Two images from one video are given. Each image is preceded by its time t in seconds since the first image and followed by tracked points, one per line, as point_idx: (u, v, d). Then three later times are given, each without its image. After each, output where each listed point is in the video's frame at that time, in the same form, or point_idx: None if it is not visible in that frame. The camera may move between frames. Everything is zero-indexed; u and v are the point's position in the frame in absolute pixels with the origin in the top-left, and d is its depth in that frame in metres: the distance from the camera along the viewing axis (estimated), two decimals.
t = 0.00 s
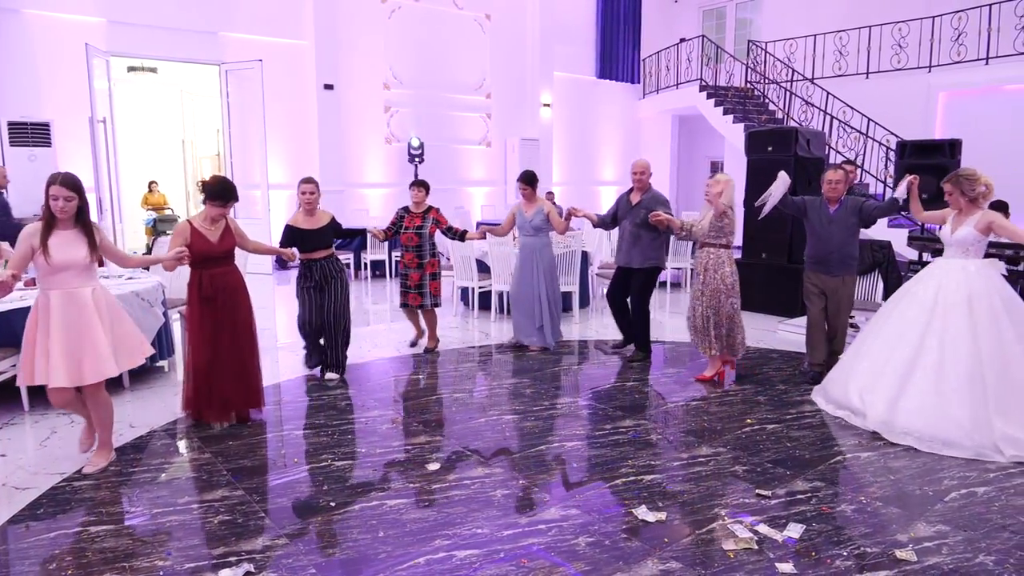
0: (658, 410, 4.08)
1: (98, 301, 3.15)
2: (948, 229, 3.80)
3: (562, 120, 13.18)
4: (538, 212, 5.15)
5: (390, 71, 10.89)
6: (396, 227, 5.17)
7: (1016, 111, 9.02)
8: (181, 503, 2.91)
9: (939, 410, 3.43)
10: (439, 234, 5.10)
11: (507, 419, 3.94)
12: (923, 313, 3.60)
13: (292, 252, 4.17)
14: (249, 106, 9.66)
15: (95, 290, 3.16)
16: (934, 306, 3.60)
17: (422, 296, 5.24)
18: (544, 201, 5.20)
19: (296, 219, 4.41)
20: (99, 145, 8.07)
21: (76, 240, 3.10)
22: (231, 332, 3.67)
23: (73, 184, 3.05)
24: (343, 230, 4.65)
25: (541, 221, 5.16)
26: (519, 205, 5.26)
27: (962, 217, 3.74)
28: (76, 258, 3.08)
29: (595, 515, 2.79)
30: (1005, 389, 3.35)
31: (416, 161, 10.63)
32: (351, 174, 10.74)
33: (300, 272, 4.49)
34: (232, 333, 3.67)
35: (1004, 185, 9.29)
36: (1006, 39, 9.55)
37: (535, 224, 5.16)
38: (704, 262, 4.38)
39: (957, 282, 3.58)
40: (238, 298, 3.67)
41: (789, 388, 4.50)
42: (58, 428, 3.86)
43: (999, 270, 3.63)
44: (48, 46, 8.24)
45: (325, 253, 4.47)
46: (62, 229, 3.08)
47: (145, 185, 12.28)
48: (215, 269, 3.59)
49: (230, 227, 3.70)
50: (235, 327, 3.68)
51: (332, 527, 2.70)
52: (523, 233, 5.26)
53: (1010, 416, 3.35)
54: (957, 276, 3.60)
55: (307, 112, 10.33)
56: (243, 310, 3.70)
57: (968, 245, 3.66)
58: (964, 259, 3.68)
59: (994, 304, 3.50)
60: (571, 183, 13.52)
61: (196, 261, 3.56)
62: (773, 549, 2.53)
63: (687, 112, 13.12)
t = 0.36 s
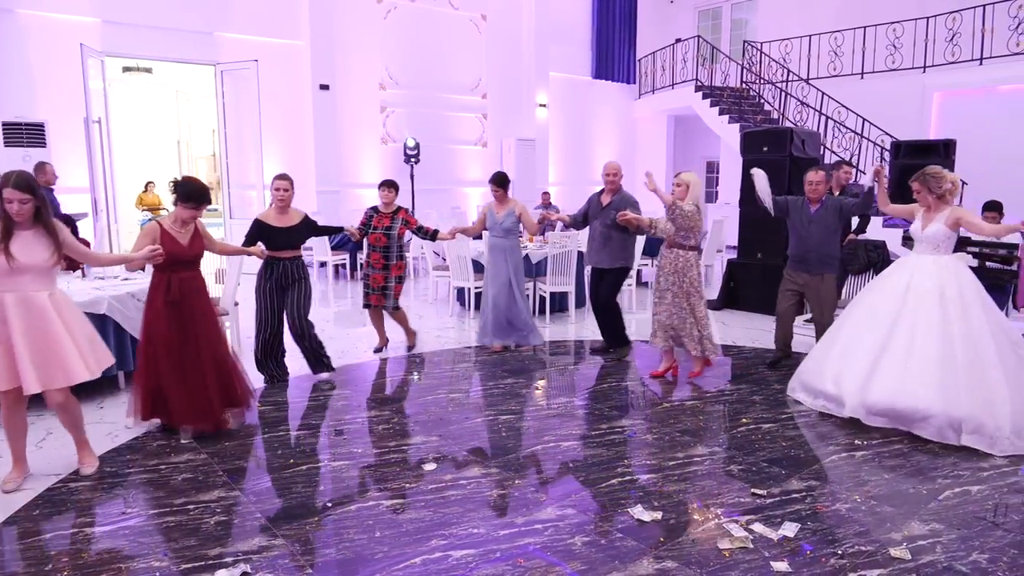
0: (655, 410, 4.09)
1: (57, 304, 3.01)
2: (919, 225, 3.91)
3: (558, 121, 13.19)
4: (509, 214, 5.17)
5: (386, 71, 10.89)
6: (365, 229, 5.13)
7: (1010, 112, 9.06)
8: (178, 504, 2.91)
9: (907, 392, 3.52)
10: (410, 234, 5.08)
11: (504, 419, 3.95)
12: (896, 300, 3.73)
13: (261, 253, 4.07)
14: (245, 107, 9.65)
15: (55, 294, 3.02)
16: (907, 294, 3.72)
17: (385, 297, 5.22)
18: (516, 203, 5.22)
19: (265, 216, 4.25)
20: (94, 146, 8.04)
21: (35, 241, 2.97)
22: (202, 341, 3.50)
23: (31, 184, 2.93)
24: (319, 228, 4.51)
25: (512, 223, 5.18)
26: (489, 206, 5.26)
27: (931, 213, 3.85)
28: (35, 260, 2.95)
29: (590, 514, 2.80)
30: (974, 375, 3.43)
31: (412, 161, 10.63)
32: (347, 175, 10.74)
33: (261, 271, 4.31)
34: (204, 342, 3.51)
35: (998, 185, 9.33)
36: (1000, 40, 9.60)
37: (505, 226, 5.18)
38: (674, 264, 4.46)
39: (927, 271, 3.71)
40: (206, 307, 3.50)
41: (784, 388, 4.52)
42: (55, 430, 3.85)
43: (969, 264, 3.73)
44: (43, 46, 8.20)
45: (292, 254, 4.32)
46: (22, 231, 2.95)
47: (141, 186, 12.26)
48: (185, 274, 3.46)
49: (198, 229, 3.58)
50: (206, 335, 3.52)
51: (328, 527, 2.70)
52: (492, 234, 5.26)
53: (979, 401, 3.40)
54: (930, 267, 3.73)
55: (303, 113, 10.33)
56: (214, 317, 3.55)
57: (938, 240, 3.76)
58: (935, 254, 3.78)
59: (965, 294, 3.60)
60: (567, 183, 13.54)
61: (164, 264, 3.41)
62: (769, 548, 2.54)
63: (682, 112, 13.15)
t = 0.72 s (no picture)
0: (647, 409, 4.11)
1: (15, 307, 2.83)
2: (877, 223, 3.98)
3: (550, 120, 13.20)
4: (478, 214, 5.10)
5: (377, 71, 10.85)
6: (334, 229, 4.84)
7: (998, 112, 9.13)
8: (169, 505, 2.90)
9: (876, 392, 3.62)
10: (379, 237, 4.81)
11: (496, 419, 3.95)
12: (858, 300, 3.78)
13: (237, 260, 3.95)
14: (235, 106, 9.60)
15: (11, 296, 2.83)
16: (868, 293, 3.78)
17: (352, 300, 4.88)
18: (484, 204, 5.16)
19: (241, 217, 4.08)
20: (83, 146, 7.99)
21: None
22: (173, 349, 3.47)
23: None
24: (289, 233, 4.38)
25: (479, 224, 5.10)
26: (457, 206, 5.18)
27: (891, 211, 3.93)
28: None
29: (581, 513, 2.81)
30: (936, 369, 3.55)
31: (403, 161, 10.61)
32: (338, 175, 10.71)
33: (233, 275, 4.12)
34: (178, 350, 3.48)
35: (986, 184, 9.40)
36: (988, 40, 9.67)
37: (472, 226, 5.10)
38: (631, 259, 4.40)
39: (887, 271, 3.77)
40: (182, 313, 3.49)
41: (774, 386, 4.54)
42: (44, 430, 3.83)
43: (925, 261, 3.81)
44: (31, 45, 8.13)
45: (268, 257, 4.15)
46: None
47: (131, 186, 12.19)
48: (158, 280, 3.42)
49: (173, 234, 3.51)
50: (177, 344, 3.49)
51: (320, 527, 2.70)
52: (459, 235, 5.17)
53: (940, 394, 3.56)
54: (888, 265, 3.79)
55: (294, 112, 10.30)
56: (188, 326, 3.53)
57: (894, 237, 3.84)
58: (892, 251, 3.86)
59: (924, 289, 3.69)
60: (559, 183, 13.55)
61: (137, 268, 3.36)
62: (759, 545, 2.56)
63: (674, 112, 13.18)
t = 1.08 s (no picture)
0: (635, 407, 4.12)
1: None
2: (842, 217, 4.10)
3: (539, 120, 13.21)
4: (448, 213, 5.02)
5: (365, 70, 10.83)
6: (310, 229, 4.66)
7: (982, 112, 9.21)
8: (155, 506, 2.88)
9: (841, 381, 3.77)
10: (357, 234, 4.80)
11: (484, 418, 3.95)
12: (824, 292, 3.91)
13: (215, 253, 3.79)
14: (222, 105, 9.54)
15: None
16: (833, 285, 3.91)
17: (343, 300, 4.82)
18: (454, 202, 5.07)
19: (216, 208, 3.94)
20: (68, 145, 7.92)
21: None
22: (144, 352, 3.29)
23: None
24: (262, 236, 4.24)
25: (451, 222, 5.02)
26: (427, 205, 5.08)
27: (854, 206, 4.05)
28: None
29: (569, 511, 2.82)
30: (895, 359, 3.74)
31: (392, 160, 10.60)
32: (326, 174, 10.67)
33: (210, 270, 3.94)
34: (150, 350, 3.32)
35: (970, 184, 9.48)
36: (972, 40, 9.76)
37: (444, 225, 5.01)
38: (596, 255, 4.48)
39: (851, 263, 3.91)
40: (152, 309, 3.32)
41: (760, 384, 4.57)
42: (29, 432, 3.80)
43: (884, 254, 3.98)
44: (14, 43, 8.04)
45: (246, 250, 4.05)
46: None
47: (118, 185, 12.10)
48: (127, 276, 3.23)
49: (137, 227, 3.33)
50: (148, 346, 3.31)
51: (307, 528, 2.69)
52: (431, 234, 5.07)
53: (897, 383, 3.76)
54: (851, 258, 3.93)
55: (282, 111, 10.26)
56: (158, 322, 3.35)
57: (859, 232, 3.97)
58: (857, 245, 4.00)
59: (884, 282, 3.84)
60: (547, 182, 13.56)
61: (103, 268, 3.17)
62: (745, 542, 2.57)
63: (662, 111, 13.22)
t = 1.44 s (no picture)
0: (619, 407, 4.12)
1: None
2: (800, 216, 4.20)
3: (523, 120, 13.20)
4: (415, 211, 5.01)
5: (350, 69, 10.77)
6: (280, 228, 4.57)
7: (962, 112, 9.32)
8: (133, 512, 2.84)
9: (815, 379, 3.83)
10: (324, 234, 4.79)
11: (468, 419, 3.93)
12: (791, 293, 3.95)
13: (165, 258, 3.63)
14: (204, 105, 9.44)
15: None
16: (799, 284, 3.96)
17: (317, 300, 4.78)
18: (418, 199, 5.07)
19: (177, 209, 3.83)
20: (46, 145, 7.81)
21: None
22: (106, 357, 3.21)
23: None
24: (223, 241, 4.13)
25: (418, 221, 5.01)
26: (392, 205, 5.05)
27: (812, 205, 4.17)
28: None
29: (553, 512, 2.81)
30: (863, 351, 3.87)
31: (376, 160, 10.55)
32: (310, 174, 10.60)
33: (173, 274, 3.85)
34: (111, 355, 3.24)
35: (951, 183, 9.57)
36: (953, 41, 9.87)
37: (412, 224, 4.98)
38: (569, 257, 4.50)
39: (815, 260, 3.98)
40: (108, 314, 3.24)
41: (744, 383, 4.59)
42: (6, 437, 3.74)
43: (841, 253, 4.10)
44: None
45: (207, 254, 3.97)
46: None
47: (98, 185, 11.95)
48: (79, 281, 3.14)
49: (85, 229, 3.24)
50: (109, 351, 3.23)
51: (289, 531, 2.67)
52: (397, 234, 5.01)
53: (864, 376, 3.88)
54: (814, 256, 4.00)
55: (264, 110, 10.19)
56: (115, 327, 3.27)
57: (818, 230, 4.08)
58: (816, 243, 4.09)
59: (845, 277, 3.96)
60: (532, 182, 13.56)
61: (51, 273, 3.07)
62: (728, 542, 2.58)
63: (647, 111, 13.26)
